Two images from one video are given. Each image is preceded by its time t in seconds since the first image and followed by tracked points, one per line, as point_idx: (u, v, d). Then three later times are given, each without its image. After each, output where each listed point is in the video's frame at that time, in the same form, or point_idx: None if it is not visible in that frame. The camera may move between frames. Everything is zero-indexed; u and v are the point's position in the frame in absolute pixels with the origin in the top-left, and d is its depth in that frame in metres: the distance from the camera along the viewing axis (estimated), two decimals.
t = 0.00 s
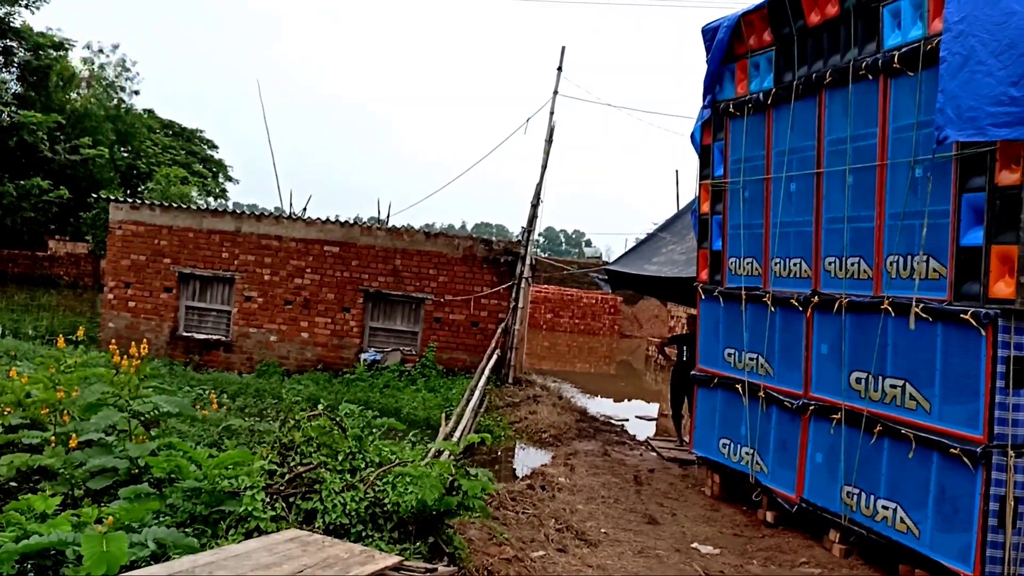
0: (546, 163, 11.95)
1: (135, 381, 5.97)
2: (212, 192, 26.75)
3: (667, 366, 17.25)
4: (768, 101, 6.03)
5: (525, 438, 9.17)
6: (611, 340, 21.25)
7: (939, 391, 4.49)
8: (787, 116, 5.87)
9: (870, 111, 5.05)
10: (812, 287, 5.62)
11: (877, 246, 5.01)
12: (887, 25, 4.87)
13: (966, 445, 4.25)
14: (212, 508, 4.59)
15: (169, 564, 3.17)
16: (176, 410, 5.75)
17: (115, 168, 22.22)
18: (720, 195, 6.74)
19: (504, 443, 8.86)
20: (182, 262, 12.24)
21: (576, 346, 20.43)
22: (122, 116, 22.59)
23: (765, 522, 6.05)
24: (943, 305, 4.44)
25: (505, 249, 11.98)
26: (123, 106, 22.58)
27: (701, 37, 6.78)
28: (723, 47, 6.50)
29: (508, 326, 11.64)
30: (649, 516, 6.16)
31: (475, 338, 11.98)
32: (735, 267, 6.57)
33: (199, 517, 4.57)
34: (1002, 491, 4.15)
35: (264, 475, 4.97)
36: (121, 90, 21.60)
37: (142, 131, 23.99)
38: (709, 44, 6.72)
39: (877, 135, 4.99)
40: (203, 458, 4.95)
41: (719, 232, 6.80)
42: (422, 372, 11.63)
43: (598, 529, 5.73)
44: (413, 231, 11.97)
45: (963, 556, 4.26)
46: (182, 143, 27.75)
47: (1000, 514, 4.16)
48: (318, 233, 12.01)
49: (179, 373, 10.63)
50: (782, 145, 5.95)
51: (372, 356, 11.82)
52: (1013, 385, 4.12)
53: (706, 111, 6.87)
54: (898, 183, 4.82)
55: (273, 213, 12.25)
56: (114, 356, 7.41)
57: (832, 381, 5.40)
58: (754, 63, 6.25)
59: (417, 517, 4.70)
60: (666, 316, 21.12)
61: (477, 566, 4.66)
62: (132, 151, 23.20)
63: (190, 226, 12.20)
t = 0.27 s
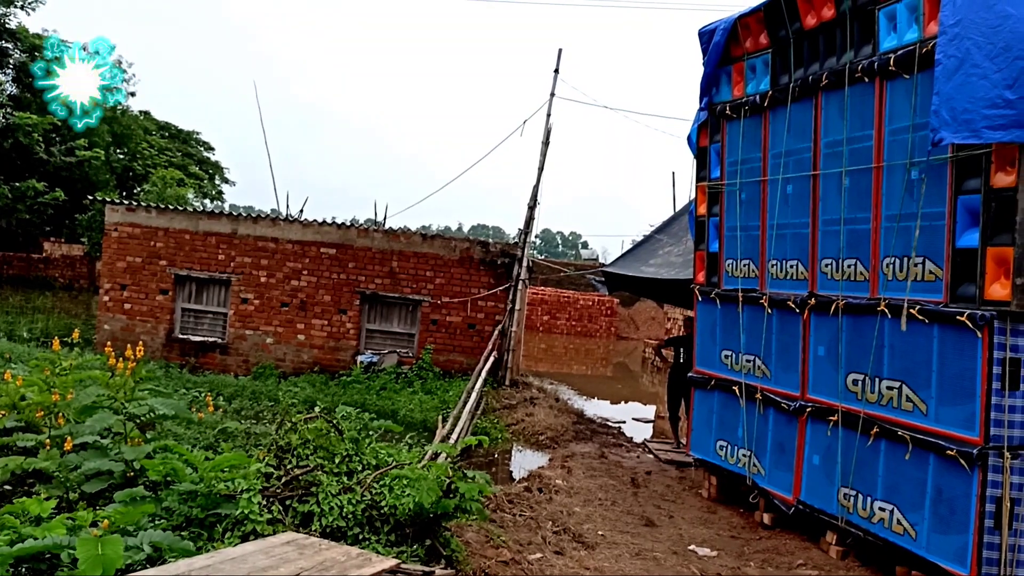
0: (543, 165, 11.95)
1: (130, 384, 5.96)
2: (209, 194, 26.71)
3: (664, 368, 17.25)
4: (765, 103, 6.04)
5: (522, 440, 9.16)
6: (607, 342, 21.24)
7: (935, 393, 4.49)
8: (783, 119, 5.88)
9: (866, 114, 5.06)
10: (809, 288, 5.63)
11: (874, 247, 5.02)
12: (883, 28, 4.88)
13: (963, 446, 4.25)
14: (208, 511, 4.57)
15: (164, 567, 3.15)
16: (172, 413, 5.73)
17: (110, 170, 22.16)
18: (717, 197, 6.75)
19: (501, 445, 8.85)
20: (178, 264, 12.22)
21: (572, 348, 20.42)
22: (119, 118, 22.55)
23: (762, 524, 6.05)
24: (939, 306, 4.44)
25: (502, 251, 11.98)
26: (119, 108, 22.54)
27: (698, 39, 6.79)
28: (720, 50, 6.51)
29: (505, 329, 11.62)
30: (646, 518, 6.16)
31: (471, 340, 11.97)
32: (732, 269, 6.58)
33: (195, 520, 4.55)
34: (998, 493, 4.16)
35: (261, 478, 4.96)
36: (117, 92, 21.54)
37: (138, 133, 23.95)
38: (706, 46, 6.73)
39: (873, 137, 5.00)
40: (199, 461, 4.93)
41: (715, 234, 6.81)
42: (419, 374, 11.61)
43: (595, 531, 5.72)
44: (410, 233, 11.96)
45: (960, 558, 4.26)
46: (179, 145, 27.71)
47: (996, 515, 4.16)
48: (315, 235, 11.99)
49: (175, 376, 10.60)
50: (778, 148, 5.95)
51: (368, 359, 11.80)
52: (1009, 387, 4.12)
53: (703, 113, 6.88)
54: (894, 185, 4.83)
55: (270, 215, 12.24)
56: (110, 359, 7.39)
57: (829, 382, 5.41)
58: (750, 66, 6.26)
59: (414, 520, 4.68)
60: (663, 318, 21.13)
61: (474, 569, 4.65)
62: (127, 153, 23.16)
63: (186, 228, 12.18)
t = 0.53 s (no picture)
0: (537, 170, 11.97)
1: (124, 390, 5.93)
2: (202, 200, 26.69)
3: (659, 373, 17.25)
4: (759, 109, 6.07)
5: (517, 445, 9.15)
6: (602, 348, 21.25)
7: (929, 398, 4.51)
8: (777, 125, 5.91)
9: (859, 119, 5.08)
10: (803, 293, 5.65)
11: (868, 252, 5.04)
12: (876, 34, 4.91)
13: (957, 450, 4.26)
14: (203, 517, 4.56)
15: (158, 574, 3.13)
16: (166, 418, 5.70)
17: (104, 175, 22.11)
18: (711, 202, 6.78)
19: (496, 450, 8.84)
20: (172, 270, 12.19)
21: (567, 353, 20.43)
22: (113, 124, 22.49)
23: (757, 529, 6.06)
24: (933, 311, 4.46)
25: (497, 257, 11.99)
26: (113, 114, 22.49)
27: (692, 46, 6.82)
28: (714, 56, 6.54)
29: (500, 334, 11.61)
30: (641, 523, 6.16)
31: (467, 346, 11.96)
32: (726, 274, 6.60)
33: (189, 526, 4.55)
34: (992, 497, 4.17)
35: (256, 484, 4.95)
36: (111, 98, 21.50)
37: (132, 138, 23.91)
38: (700, 52, 6.76)
39: (866, 143, 5.02)
40: (194, 467, 4.92)
41: (710, 240, 6.83)
42: (414, 380, 11.60)
43: (590, 536, 5.72)
44: (405, 239, 11.96)
45: (954, 561, 4.27)
46: (173, 151, 27.67)
47: (990, 519, 4.18)
48: (310, 241, 11.98)
49: (169, 382, 10.56)
50: (772, 153, 5.98)
51: (363, 364, 11.77)
52: (1002, 392, 4.14)
53: (697, 119, 6.91)
54: (888, 190, 4.85)
55: (264, 221, 12.22)
56: (103, 364, 7.36)
57: (823, 387, 5.42)
58: (744, 71, 6.30)
59: (410, 526, 4.67)
60: (658, 324, 21.15)
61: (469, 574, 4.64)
62: (121, 159, 23.11)
63: (181, 233, 12.15)
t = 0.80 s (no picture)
0: (531, 178, 12.00)
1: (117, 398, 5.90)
2: (195, 207, 26.64)
3: (652, 380, 17.28)
4: (751, 117, 6.10)
5: (511, 453, 9.14)
6: (596, 354, 21.28)
7: (921, 404, 4.53)
8: (769, 133, 5.95)
9: (851, 128, 5.12)
10: (795, 300, 5.67)
11: (859, 259, 5.07)
12: (867, 43, 4.95)
13: (949, 457, 4.28)
14: (196, 527, 4.54)
15: None
16: (159, 427, 5.68)
17: (97, 183, 22.03)
18: (704, 210, 6.80)
19: (490, 458, 8.83)
20: (164, 278, 12.15)
21: (561, 360, 20.43)
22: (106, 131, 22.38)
23: (751, 536, 6.07)
24: (924, 318, 4.49)
25: (491, 264, 12.00)
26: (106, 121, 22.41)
27: (685, 54, 6.86)
28: (706, 64, 6.58)
29: (493, 341, 11.62)
30: (636, 531, 6.16)
31: (460, 353, 11.96)
32: (719, 281, 6.62)
33: (182, 536, 4.52)
34: (984, 503, 4.19)
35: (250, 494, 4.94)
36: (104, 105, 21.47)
37: (125, 146, 23.85)
38: (692, 60, 6.80)
39: (857, 151, 5.06)
40: (187, 477, 4.88)
41: (703, 247, 6.85)
42: (407, 387, 11.58)
43: (584, 544, 5.71)
44: (399, 246, 11.95)
45: (947, 568, 4.28)
46: (166, 158, 27.60)
47: (983, 525, 4.20)
48: (303, 248, 11.97)
49: (162, 391, 10.51)
50: (764, 161, 6.01)
51: (357, 372, 11.75)
52: (994, 398, 4.16)
53: (690, 127, 6.94)
54: (879, 197, 4.89)
55: (258, 228, 12.20)
56: (96, 373, 7.34)
57: (816, 394, 5.44)
58: (736, 80, 6.33)
59: (404, 535, 4.66)
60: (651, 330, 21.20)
61: None
62: (114, 166, 23.04)
63: (174, 241, 12.12)
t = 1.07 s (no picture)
0: (520, 185, 12.03)
1: (104, 408, 5.84)
2: (183, 215, 26.56)
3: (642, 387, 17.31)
4: (739, 125, 6.14)
5: (501, 460, 9.13)
6: (585, 361, 21.30)
7: (910, 410, 4.56)
8: (757, 140, 5.99)
9: (838, 135, 5.17)
10: (784, 307, 5.70)
11: (847, 266, 5.10)
12: (854, 51, 5.00)
13: (937, 462, 4.31)
14: (185, 536, 4.50)
15: None
16: (148, 436, 5.64)
17: (84, 191, 21.91)
18: (693, 217, 6.84)
19: (480, 466, 8.81)
20: (152, 286, 12.08)
21: (550, 368, 20.44)
22: (93, 139, 22.16)
23: (741, 542, 6.08)
24: (912, 324, 4.53)
25: (481, 271, 12.00)
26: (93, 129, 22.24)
27: (673, 62, 6.91)
28: (694, 73, 6.62)
29: (483, 348, 11.60)
30: (626, 538, 6.16)
31: (450, 360, 11.93)
32: (708, 288, 6.65)
33: (171, 545, 4.48)
34: (972, 508, 4.22)
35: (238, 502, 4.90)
36: (91, 113, 21.38)
37: (113, 154, 23.74)
38: (681, 69, 6.85)
39: (845, 158, 5.10)
40: (176, 485, 4.78)
41: (692, 254, 6.89)
42: (397, 395, 11.54)
43: (575, 551, 5.71)
44: (388, 254, 11.94)
45: (936, 573, 4.30)
46: (154, 166, 27.47)
47: (971, 530, 4.22)
48: (292, 256, 11.93)
49: (149, 399, 10.43)
50: (752, 168, 6.06)
51: (346, 380, 11.70)
52: (981, 403, 4.19)
53: (678, 134, 6.98)
54: (867, 205, 4.93)
55: (246, 236, 12.15)
56: (83, 381, 7.29)
57: (805, 400, 5.46)
58: (724, 88, 6.38)
59: (394, 542, 4.67)
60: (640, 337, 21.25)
61: None
62: (101, 174, 22.90)
63: (162, 249, 12.06)
